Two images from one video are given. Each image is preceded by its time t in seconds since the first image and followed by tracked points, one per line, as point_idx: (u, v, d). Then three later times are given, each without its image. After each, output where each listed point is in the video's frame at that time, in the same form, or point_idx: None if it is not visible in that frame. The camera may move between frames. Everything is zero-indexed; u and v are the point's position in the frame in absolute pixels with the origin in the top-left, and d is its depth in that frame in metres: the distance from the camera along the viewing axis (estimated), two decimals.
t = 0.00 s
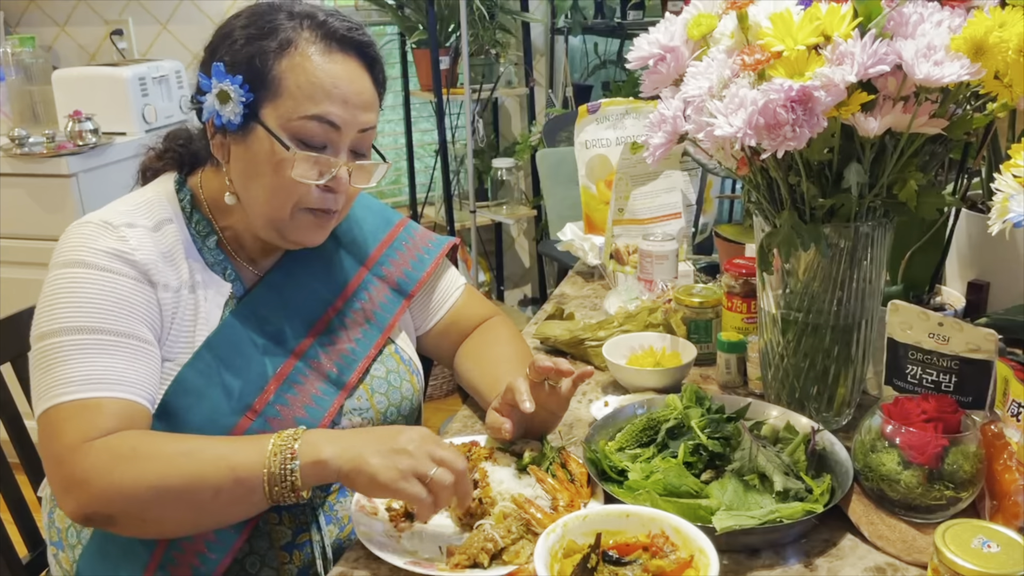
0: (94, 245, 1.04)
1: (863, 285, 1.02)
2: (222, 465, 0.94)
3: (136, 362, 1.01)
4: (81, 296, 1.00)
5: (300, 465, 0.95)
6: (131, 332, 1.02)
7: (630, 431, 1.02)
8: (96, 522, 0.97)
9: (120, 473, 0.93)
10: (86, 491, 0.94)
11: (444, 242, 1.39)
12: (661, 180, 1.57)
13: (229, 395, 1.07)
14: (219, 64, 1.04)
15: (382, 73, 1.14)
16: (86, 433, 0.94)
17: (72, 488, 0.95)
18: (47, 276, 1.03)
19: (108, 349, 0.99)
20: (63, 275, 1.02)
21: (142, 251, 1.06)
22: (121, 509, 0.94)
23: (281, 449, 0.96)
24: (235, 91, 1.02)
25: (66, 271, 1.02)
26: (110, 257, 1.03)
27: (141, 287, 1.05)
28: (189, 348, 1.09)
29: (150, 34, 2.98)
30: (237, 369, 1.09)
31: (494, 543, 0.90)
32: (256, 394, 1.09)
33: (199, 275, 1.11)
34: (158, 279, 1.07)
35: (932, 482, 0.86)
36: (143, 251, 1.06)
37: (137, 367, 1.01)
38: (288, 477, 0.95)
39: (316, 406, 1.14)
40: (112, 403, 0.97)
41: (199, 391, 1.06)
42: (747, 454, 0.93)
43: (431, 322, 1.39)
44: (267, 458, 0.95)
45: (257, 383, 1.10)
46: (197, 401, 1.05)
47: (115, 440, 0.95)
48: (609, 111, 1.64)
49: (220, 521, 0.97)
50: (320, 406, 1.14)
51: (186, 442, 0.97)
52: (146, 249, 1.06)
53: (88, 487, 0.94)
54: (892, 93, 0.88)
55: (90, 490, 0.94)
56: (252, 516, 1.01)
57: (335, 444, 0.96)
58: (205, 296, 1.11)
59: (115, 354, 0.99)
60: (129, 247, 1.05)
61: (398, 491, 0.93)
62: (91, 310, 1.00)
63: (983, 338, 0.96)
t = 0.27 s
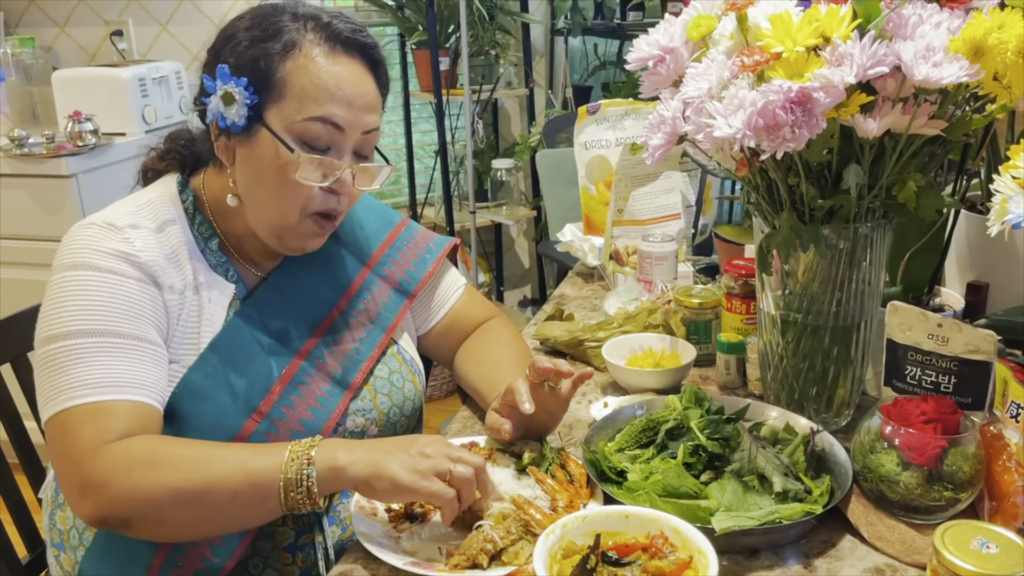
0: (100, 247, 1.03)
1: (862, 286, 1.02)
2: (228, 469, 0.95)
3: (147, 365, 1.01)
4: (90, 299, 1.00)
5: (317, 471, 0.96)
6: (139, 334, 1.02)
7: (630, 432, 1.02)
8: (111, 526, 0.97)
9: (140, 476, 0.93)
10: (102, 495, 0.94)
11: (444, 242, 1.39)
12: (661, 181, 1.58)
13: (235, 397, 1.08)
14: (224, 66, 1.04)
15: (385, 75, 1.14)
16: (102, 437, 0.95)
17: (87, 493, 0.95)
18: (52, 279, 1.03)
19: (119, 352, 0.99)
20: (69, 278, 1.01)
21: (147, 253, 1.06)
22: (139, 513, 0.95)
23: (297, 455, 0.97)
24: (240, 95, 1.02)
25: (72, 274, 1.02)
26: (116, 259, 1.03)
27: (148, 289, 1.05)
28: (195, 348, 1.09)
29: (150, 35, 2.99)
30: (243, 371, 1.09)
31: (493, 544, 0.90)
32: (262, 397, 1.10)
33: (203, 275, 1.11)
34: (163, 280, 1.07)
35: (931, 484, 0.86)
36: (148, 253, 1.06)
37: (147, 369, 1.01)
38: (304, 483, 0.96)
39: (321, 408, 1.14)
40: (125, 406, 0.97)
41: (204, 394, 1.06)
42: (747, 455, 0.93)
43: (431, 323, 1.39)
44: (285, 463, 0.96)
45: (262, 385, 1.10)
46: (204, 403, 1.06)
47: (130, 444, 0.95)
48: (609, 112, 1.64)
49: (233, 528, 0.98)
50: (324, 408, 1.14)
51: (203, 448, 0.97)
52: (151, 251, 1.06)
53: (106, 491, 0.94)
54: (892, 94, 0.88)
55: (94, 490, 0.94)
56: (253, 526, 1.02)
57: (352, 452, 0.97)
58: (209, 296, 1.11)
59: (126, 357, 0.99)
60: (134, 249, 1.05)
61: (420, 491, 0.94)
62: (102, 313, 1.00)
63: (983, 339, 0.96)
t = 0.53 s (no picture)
0: (100, 246, 1.04)
1: (862, 287, 1.02)
2: (229, 474, 0.96)
3: (140, 366, 1.01)
4: (87, 299, 1.00)
5: (294, 488, 0.94)
6: (135, 335, 1.02)
7: (630, 432, 1.02)
8: (93, 530, 0.97)
9: (120, 482, 0.93)
10: (84, 498, 0.94)
11: (446, 242, 1.38)
12: (661, 182, 1.58)
13: (237, 397, 1.08)
14: (232, 68, 1.04)
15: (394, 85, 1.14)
16: (90, 439, 0.95)
17: (70, 496, 0.95)
18: (52, 276, 1.03)
19: (113, 353, 0.99)
20: (68, 276, 1.02)
21: (146, 253, 1.06)
22: (118, 518, 0.94)
23: (275, 471, 0.95)
24: (247, 97, 1.02)
25: (71, 272, 1.02)
26: (115, 259, 1.03)
27: (146, 289, 1.05)
28: (192, 349, 1.09)
29: (150, 35, 2.99)
30: (243, 372, 1.09)
31: (492, 545, 0.90)
32: (263, 397, 1.10)
33: (203, 276, 1.11)
34: (162, 281, 1.07)
35: (931, 485, 0.86)
36: (148, 253, 1.06)
37: (140, 370, 1.01)
38: (281, 500, 0.94)
39: (322, 408, 1.14)
40: (115, 407, 0.97)
41: (205, 394, 1.06)
42: (747, 456, 0.93)
43: (432, 325, 1.39)
44: (263, 479, 0.95)
45: (264, 385, 1.10)
46: (204, 403, 1.06)
47: (118, 448, 0.95)
48: (609, 113, 1.64)
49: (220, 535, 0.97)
50: (325, 408, 1.14)
51: (191, 454, 0.97)
52: (150, 251, 1.06)
53: (87, 494, 0.94)
54: (892, 95, 0.88)
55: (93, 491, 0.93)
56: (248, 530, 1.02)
57: (337, 466, 0.95)
58: (209, 297, 1.11)
59: (119, 359, 0.99)
60: (133, 248, 1.05)
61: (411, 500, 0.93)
62: (97, 313, 1.00)
63: (984, 341, 0.96)
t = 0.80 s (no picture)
0: (94, 246, 1.04)
1: (862, 287, 1.02)
2: (230, 475, 0.96)
3: (132, 367, 1.01)
4: (79, 300, 1.00)
5: (280, 491, 0.94)
6: (128, 336, 1.02)
7: (630, 432, 1.02)
8: (88, 532, 0.97)
9: (110, 486, 0.94)
10: (76, 501, 0.95)
11: (447, 243, 1.38)
12: (661, 183, 1.58)
13: (235, 396, 1.07)
14: (202, 57, 1.05)
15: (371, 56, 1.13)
16: (80, 442, 0.95)
17: (63, 500, 0.95)
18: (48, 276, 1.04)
19: (104, 355, 0.99)
20: (62, 277, 1.02)
21: (140, 251, 1.06)
22: (109, 521, 0.95)
23: (259, 475, 0.95)
24: (218, 82, 1.03)
25: (65, 271, 1.02)
26: (108, 258, 1.03)
27: (139, 289, 1.05)
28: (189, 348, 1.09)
29: (150, 35, 2.99)
30: (240, 370, 1.08)
31: (492, 545, 0.90)
32: (260, 391, 1.09)
33: (199, 274, 1.11)
34: (156, 279, 1.07)
35: (932, 485, 0.86)
36: (142, 252, 1.06)
37: (132, 372, 1.01)
38: (267, 504, 0.94)
39: (319, 406, 1.13)
40: (105, 410, 0.97)
41: (202, 391, 1.06)
42: (747, 456, 0.93)
43: (432, 325, 1.39)
44: (248, 484, 0.94)
45: (260, 382, 1.10)
46: (202, 403, 1.06)
47: (108, 451, 0.95)
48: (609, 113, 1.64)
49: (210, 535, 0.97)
50: (322, 406, 1.14)
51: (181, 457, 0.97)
52: (145, 250, 1.06)
53: (78, 497, 0.94)
54: (892, 96, 0.88)
55: (93, 492, 0.94)
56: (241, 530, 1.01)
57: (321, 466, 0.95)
58: (205, 295, 1.10)
59: (110, 361, 1.00)
60: (127, 248, 1.05)
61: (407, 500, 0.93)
62: (89, 315, 1.00)
63: (984, 341, 0.96)
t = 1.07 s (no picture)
0: (84, 256, 1.04)
1: (862, 289, 1.02)
2: (232, 476, 0.96)
3: (123, 379, 1.02)
4: (68, 313, 1.01)
5: (265, 501, 0.94)
6: (117, 348, 1.02)
7: (630, 433, 1.02)
8: (84, 545, 0.99)
9: (98, 502, 0.94)
10: (69, 516, 0.96)
11: (445, 244, 1.38)
12: (661, 183, 1.58)
13: (229, 402, 1.07)
14: (201, 64, 1.05)
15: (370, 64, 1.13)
16: (70, 458, 0.96)
17: (56, 515, 0.97)
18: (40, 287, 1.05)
19: (94, 370, 1.00)
20: (51, 289, 1.02)
21: (130, 261, 1.06)
22: (103, 536, 0.96)
23: (244, 487, 0.95)
24: (217, 89, 1.03)
25: (55, 283, 1.03)
26: (98, 269, 1.04)
27: (129, 300, 1.05)
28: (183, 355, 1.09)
29: (150, 35, 2.99)
30: (236, 375, 1.08)
31: (492, 546, 0.90)
32: (255, 400, 1.09)
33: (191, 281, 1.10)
34: (147, 288, 1.07)
35: (932, 486, 0.86)
36: (133, 261, 1.06)
37: (123, 383, 1.02)
38: (253, 514, 0.95)
39: (315, 412, 1.13)
40: (95, 424, 0.98)
41: (196, 400, 1.06)
42: (747, 458, 0.93)
43: (432, 326, 1.39)
44: (232, 495, 0.95)
45: (256, 389, 1.09)
46: (195, 410, 1.06)
47: (95, 466, 0.96)
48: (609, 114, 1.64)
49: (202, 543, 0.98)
50: (319, 411, 1.14)
51: (168, 469, 0.97)
52: (135, 259, 1.06)
53: (70, 513, 0.96)
54: (892, 97, 0.88)
55: (92, 495, 0.94)
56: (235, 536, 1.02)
57: (306, 476, 0.95)
58: (197, 302, 1.10)
59: (99, 375, 1.00)
60: (117, 258, 1.05)
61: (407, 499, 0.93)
62: (78, 328, 1.01)
63: (983, 342, 0.96)
